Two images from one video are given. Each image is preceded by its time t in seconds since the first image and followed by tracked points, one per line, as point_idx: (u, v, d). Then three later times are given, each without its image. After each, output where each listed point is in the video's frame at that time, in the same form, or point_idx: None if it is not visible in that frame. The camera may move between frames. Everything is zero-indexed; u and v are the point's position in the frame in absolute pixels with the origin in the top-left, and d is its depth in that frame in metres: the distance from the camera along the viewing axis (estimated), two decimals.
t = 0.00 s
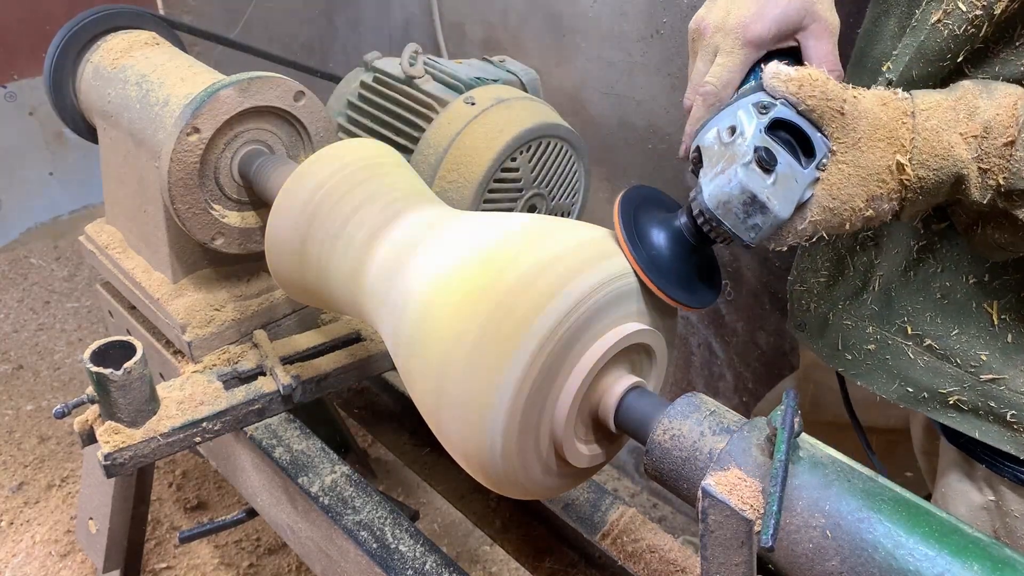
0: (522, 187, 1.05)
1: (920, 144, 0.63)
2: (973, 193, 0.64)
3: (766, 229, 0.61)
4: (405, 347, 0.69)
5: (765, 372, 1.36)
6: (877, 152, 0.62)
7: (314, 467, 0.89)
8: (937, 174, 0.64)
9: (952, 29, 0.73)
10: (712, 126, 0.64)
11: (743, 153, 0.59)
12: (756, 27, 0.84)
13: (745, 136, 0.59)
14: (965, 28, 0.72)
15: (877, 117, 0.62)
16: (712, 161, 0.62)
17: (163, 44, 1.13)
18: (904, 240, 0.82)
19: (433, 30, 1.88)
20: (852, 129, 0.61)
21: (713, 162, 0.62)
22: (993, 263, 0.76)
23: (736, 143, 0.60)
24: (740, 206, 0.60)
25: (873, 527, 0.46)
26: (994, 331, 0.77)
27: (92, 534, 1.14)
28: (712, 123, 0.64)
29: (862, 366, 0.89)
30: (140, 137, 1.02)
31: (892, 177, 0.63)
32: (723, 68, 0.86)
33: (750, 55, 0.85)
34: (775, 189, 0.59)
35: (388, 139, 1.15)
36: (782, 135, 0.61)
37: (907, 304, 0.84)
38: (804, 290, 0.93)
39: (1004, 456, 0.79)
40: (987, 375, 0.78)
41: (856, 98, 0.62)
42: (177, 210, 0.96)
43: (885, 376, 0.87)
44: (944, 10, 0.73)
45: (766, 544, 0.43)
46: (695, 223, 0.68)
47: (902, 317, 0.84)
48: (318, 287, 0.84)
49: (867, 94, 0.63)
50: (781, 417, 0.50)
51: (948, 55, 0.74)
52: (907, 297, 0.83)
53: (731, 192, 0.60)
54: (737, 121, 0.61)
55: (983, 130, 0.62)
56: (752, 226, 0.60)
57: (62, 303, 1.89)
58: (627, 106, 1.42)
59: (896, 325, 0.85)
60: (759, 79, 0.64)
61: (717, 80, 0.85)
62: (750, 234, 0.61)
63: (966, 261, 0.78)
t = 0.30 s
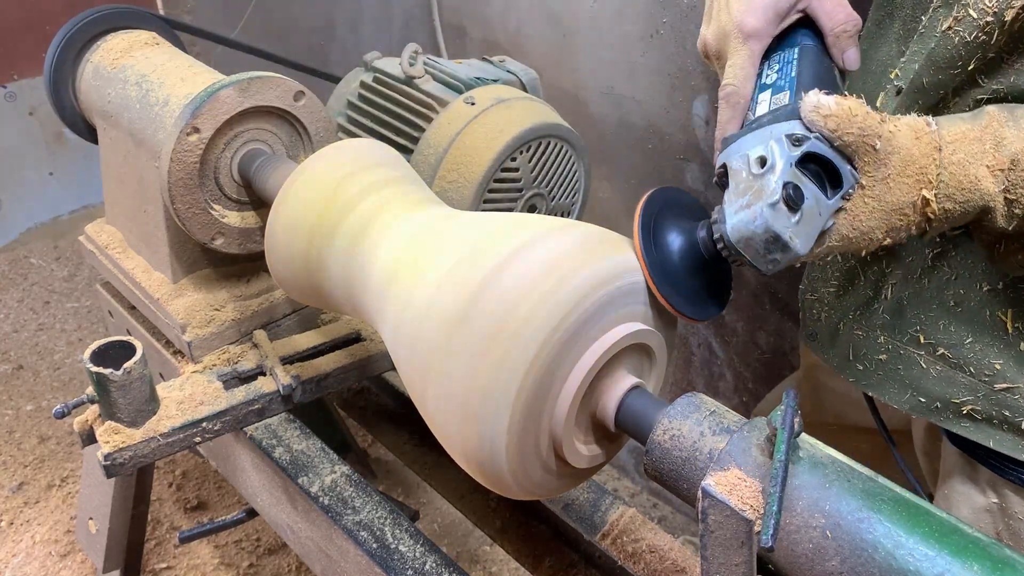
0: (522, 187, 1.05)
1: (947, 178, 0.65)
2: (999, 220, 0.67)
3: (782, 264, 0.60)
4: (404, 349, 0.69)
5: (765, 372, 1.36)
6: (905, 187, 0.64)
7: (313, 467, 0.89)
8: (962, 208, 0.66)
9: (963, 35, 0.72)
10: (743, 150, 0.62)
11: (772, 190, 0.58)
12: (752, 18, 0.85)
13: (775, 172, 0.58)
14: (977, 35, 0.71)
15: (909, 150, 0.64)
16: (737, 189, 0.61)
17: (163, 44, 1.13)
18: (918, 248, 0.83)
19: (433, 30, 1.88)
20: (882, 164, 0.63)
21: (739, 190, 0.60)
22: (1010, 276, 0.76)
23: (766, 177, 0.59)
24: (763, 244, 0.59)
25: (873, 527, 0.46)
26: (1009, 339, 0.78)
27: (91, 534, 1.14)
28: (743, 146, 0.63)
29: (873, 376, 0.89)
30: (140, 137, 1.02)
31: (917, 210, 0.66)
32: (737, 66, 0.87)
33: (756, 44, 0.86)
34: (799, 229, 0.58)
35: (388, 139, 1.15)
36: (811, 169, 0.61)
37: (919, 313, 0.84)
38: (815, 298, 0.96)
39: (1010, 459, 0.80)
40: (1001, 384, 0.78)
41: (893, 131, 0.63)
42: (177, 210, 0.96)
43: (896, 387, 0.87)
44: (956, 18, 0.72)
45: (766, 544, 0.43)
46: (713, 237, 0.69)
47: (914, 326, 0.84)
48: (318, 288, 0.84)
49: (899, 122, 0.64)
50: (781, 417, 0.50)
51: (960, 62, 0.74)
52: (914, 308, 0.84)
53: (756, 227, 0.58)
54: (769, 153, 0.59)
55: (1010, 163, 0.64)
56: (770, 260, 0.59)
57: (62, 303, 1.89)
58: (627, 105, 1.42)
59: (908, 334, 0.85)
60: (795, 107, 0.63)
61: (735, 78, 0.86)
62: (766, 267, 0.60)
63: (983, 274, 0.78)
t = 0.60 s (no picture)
0: (522, 187, 1.05)
1: (972, 250, 0.65)
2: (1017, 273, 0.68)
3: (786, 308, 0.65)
4: (404, 348, 0.69)
5: (765, 371, 1.36)
6: (922, 258, 0.67)
7: (314, 467, 0.89)
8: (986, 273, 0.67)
9: (985, 43, 0.77)
10: (782, 197, 0.65)
11: (797, 251, 0.62)
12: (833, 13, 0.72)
13: (806, 235, 0.62)
14: (999, 43, 0.76)
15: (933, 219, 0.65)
16: (765, 235, 0.64)
17: (163, 44, 1.13)
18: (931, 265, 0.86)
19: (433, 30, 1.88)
20: (906, 239, 0.67)
21: (766, 235, 0.64)
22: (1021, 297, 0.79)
23: (795, 237, 0.62)
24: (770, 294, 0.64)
25: (873, 527, 0.46)
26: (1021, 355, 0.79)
27: (92, 534, 1.14)
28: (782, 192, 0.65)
29: (884, 388, 0.91)
30: (140, 137, 1.02)
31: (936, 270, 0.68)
32: (804, 63, 0.72)
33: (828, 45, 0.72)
34: (810, 287, 0.63)
35: (388, 139, 1.15)
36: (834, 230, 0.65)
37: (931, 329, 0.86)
38: (835, 303, 0.97)
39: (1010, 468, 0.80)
40: (1014, 400, 0.78)
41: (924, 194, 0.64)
42: (177, 209, 0.96)
43: (907, 400, 0.88)
44: (978, 26, 0.77)
45: (765, 544, 0.43)
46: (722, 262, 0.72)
47: (926, 340, 0.87)
48: (318, 287, 0.84)
49: (932, 190, 0.64)
50: (781, 417, 0.50)
51: (982, 70, 0.78)
52: (925, 322, 0.87)
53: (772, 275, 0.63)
54: (806, 214, 0.63)
55: None
56: (777, 303, 0.65)
57: (62, 303, 1.89)
58: (627, 105, 1.43)
59: (920, 348, 0.87)
60: (845, 168, 0.64)
61: (802, 75, 0.71)
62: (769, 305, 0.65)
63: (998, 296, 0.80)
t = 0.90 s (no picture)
0: (522, 187, 1.05)
1: (981, 326, 0.72)
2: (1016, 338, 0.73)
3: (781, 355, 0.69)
4: (403, 348, 0.69)
5: (765, 371, 1.36)
6: (931, 331, 0.73)
7: (314, 468, 0.89)
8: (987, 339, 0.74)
9: None
10: (801, 259, 0.66)
11: (805, 318, 0.64)
12: (902, 76, 0.71)
13: (815, 305, 0.64)
14: None
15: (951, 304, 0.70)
16: (779, 293, 0.66)
17: (162, 44, 1.13)
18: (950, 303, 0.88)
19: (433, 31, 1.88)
20: (917, 320, 0.72)
21: (781, 292, 0.66)
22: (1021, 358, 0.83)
23: (804, 305, 0.65)
24: (771, 347, 0.67)
25: (873, 527, 0.46)
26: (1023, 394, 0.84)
27: (92, 534, 1.14)
28: (803, 253, 0.66)
29: (885, 402, 0.93)
30: (140, 136, 1.02)
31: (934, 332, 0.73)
32: (859, 120, 0.72)
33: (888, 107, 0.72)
34: (807, 348, 0.66)
35: (388, 139, 1.15)
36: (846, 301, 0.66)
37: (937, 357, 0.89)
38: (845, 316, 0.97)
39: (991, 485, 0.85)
40: (1012, 429, 0.83)
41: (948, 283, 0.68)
42: (177, 210, 0.96)
43: (906, 416, 0.91)
44: None
45: (765, 544, 0.43)
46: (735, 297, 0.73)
47: (932, 361, 0.90)
48: (320, 289, 0.84)
49: (950, 276, 0.68)
50: (781, 417, 0.50)
51: None
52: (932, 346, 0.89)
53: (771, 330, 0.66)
54: (821, 283, 0.64)
55: None
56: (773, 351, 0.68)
57: (62, 303, 1.89)
58: (628, 106, 1.43)
59: (925, 367, 0.90)
60: (869, 250, 0.64)
61: (854, 132, 0.71)
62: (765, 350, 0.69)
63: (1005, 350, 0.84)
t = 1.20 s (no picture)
0: (522, 187, 1.05)
1: (977, 352, 0.72)
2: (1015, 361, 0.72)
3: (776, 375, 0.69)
4: (404, 349, 0.69)
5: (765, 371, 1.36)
6: (926, 356, 0.73)
7: (314, 467, 0.89)
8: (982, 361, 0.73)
9: None
10: (800, 281, 0.66)
11: (800, 340, 0.65)
12: (906, 103, 0.71)
13: (811, 328, 0.65)
14: None
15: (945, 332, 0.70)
16: (775, 314, 0.67)
17: (163, 44, 1.13)
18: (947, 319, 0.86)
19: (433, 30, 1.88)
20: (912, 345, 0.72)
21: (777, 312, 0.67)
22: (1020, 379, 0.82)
23: (800, 328, 0.65)
24: (765, 366, 0.68)
25: (873, 527, 0.46)
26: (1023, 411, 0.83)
27: (92, 534, 1.14)
28: (801, 276, 0.67)
29: (885, 410, 0.93)
30: (140, 137, 1.02)
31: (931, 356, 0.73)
32: (863, 144, 0.72)
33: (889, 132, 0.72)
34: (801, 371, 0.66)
35: (388, 138, 1.15)
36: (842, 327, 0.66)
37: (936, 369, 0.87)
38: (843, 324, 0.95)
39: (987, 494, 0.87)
40: (1012, 440, 0.83)
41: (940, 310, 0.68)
42: (177, 210, 0.96)
43: (906, 425, 0.91)
44: None
45: (765, 544, 0.43)
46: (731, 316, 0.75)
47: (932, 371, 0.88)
48: (320, 290, 0.84)
49: (945, 304, 0.69)
50: (781, 417, 0.50)
51: None
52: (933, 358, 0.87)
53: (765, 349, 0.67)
54: (818, 307, 0.64)
55: None
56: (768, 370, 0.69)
57: (62, 303, 1.89)
58: (628, 106, 1.43)
59: (925, 377, 0.88)
60: (867, 277, 0.65)
61: (857, 157, 0.72)
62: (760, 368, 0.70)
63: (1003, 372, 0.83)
